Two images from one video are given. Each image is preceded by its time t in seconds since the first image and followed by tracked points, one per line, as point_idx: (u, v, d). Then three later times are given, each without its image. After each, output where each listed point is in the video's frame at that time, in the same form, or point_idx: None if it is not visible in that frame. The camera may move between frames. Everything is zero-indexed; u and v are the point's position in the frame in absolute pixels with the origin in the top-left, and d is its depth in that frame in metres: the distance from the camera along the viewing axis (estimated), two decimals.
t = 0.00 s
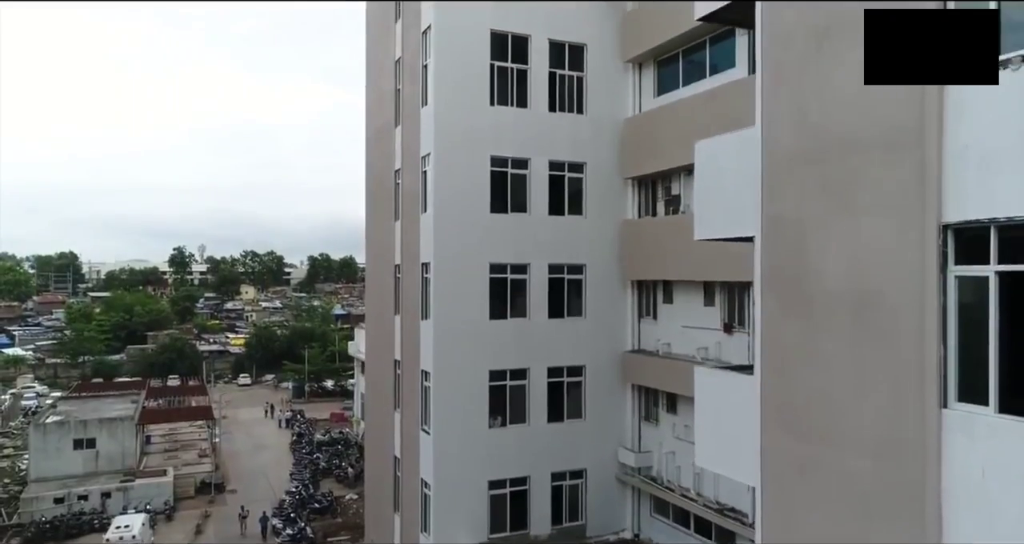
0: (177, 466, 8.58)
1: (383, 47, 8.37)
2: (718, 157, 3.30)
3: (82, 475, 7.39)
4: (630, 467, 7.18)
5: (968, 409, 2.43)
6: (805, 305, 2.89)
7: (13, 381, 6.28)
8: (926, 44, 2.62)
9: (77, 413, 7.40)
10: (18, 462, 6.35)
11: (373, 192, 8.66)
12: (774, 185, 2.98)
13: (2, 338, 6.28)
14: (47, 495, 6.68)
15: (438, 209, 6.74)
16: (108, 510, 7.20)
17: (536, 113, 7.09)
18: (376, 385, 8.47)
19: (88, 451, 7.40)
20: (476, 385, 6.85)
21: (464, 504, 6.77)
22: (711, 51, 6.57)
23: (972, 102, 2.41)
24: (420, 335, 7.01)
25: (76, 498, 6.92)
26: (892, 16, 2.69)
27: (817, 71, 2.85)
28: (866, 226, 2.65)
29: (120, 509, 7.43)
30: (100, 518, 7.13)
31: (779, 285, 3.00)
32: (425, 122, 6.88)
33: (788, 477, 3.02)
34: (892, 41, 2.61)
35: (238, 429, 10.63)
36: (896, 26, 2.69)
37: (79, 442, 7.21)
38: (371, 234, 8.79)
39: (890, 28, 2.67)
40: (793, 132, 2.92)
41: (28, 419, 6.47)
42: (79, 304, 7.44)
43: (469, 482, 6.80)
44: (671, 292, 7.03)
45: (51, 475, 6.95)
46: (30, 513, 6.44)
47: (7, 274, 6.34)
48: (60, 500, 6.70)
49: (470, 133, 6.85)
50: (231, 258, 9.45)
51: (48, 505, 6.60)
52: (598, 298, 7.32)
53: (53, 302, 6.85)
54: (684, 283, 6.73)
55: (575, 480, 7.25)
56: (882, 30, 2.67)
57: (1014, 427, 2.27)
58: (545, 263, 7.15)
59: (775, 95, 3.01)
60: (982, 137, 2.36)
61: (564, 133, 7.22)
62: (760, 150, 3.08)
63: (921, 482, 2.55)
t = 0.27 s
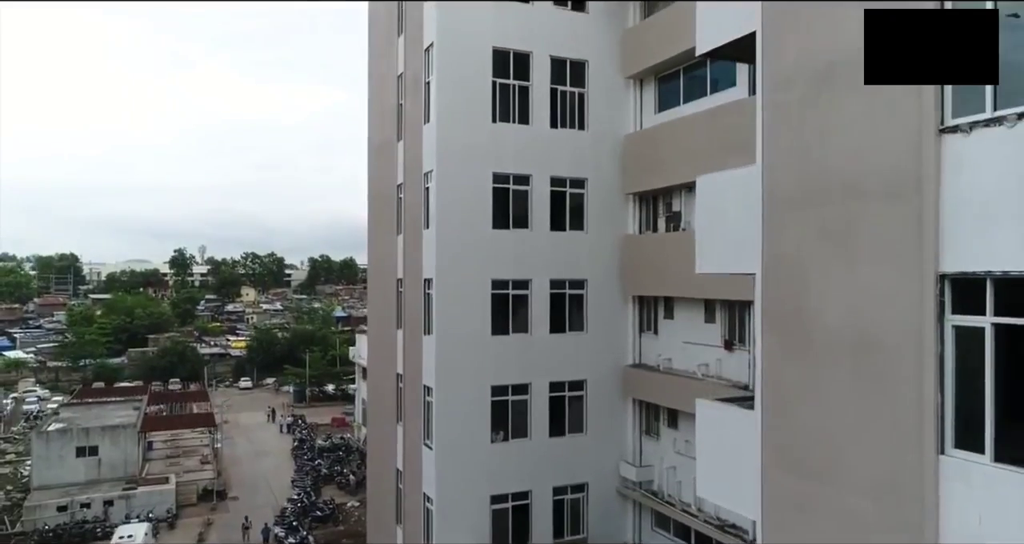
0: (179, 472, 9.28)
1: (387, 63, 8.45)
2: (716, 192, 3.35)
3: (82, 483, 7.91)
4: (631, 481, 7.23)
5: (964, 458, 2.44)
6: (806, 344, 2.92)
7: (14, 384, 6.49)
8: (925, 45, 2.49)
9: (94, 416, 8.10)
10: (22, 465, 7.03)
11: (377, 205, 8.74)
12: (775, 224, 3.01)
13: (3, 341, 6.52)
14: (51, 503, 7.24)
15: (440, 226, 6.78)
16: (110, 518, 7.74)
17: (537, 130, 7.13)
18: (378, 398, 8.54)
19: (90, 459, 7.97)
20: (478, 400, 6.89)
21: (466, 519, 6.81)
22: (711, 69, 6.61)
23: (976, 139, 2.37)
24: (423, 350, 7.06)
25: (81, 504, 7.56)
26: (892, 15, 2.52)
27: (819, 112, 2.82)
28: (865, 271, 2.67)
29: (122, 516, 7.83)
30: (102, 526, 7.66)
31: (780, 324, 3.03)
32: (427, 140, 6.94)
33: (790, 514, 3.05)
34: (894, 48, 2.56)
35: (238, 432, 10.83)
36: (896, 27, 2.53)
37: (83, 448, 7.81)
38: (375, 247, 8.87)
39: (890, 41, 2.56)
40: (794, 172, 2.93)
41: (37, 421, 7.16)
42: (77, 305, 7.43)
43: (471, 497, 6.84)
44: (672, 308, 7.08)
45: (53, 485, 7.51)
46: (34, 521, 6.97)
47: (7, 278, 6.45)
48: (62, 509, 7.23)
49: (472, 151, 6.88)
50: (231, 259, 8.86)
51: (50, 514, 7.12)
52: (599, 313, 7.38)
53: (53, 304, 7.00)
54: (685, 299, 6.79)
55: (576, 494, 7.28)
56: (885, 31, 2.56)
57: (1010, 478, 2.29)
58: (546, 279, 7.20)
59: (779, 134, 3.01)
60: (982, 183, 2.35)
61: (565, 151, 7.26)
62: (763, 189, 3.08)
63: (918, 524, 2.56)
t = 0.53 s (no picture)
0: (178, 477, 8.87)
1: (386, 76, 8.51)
2: (715, 221, 3.42)
3: (83, 489, 7.93)
4: (629, 492, 7.29)
5: (955, 491, 2.39)
6: (802, 374, 2.91)
7: (12, 389, 6.92)
8: (926, 47, 2.40)
9: (95, 423, 7.97)
10: (19, 473, 7.15)
11: (377, 217, 8.79)
12: (773, 258, 3.03)
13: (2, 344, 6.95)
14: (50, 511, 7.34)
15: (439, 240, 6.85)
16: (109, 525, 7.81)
17: (536, 144, 7.19)
18: (378, 408, 8.63)
19: (89, 464, 7.96)
20: (477, 412, 6.96)
21: (466, 530, 6.88)
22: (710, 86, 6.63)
23: (966, 184, 2.28)
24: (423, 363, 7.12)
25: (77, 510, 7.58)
26: (893, 16, 2.49)
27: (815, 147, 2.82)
28: (859, 309, 2.65)
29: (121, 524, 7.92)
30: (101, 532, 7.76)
31: (779, 354, 3.03)
32: (427, 155, 7.01)
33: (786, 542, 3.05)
34: (890, 65, 2.49)
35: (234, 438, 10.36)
36: (896, 26, 2.50)
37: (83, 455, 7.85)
38: (375, 257, 8.91)
39: (886, 63, 2.51)
40: (791, 206, 2.93)
41: (34, 424, 7.29)
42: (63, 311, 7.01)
43: (470, 508, 6.91)
44: (670, 321, 7.13)
45: (54, 489, 7.65)
46: (32, 529, 7.20)
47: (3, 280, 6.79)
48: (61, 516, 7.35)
49: (472, 165, 6.95)
50: (229, 261, 9.11)
51: (50, 521, 7.28)
52: (598, 325, 7.43)
53: (50, 306, 7.19)
54: (683, 313, 6.85)
55: (575, 504, 7.35)
56: (883, 41, 2.51)
57: (997, 512, 2.24)
58: (545, 291, 7.26)
59: (777, 168, 3.02)
60: (969, 226, 2.26)
61: (564, 164, 7.32)
62: (758, 219, 3.13)
63: None
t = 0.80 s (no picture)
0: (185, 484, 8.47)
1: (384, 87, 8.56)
2: (710, 248, 3.49)
3: (81, 495, 6.49)
4: (626, 500, 7.36)
5: (944, 519, 2.48)
6: (798, 400, 3.00)
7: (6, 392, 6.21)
8: (921, 45, 2.53)
9: (91, 428, 6.59)
10: (18, 477, 6.19)
11: (376, 226, 8.84)
12: (768, 287, 3.12)
13: None
14: (48, 514, 6.23)
15: (439, 252, 6.90)
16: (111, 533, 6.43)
17: (534, 157, 7.27)
18: (377, 415, 8.71)
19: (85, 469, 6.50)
20: (476, 423, 7.02)
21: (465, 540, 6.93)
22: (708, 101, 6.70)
23: (958, 223, 2.36)
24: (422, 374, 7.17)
25: (76, 519, 6.34)
26: (893, 16, 2.62)
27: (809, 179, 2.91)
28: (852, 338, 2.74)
29: (122, 532, 6.50)
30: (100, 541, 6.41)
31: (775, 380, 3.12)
32: (427, 168, 7.06)
33: None
34: (893, 70, 2.57)
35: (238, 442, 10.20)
36: (897, 26, 2.62)
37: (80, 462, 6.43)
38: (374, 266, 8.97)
39: (886, 70, 2.59)
40: (786, 236, 3.02)
41: (29, 427, 6.23)
42: (71, 309, 6.63)
43: (470, 518, 6.97)
44: (667, 332, 7.22)
45: (52, 498, 6.33)
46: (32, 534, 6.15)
47: None
48: (62, 522, 6.22)
49: (470, 179, 7.01)
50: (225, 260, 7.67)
51: (50, 527, 6.19)
52: (596, 336, 7.52)
53: (44, 307, 6.46)
54: (681, 324, 6.93)
55: (572, 513, 7.42)
56: (884, 41, 2.61)
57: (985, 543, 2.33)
58: (543, 302, 7.34)
59: (771, 197, 3.10)
60: (958, 263, 2.35)
61: (562, 176, 7.40)
62: (752, 246, 3.21)
63: None
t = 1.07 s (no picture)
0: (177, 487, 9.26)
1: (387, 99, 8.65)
2: (714, 272, 3.56)
3: (82, 500, 7.80)
4: (626, 509, 7.45)
5: None
6: (799, 423, 3.08)
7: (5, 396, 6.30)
8: (924, 45, 2.54)
9: (90, 433, 8.29)
10: (18, 481, 6.71)
11: (378, 236, 8.92)
12: (769, 312, 3.19)
13: None
14: (49, 521, 6.90)
15: (442, 265, 6.97)
16: (109, 533, 7.53)
17: (536, 170, 7.34)
18: (379, 424, 8.80)
19: (88, 475, 7.87)
20: (478, 433, 7.09)
21: None
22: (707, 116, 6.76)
23: (952, 260, 2.43)
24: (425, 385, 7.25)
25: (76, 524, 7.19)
26: (892, 16, 2.63)
27: (809, 209, 2.98)
28: (851, 366, 2.82)
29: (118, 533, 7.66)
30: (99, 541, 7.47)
31: (776, 403, 3.19)
32: (429, 181, 7.14)
33: None
34: (893, 71, 2.60)
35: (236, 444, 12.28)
36: (896, 26, 2.63)
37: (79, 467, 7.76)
38: (376, 276, 9.05)
39: (888, 73, 2.63)
40: (788, 263, 3.09)
41: (27, 431, 7.04)
42: (69, 312, 7.79)
43: (472, 527, 7.05)
44: (667, 343, 7.29)
45: (52, 503, 7.25)
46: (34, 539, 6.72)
47: None
48: (62, 527, 6.92)
49: (472, 192, 7.09)
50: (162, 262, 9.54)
51: (51, 532, 6.82)
52: (597, 347, 7.59)
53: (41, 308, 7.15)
54: (681, 336, 7.01)
55: (573, 521, 7.50)
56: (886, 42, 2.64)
57: None
58: (544, 313, 7.40)
59: (773, 224, 3.17)
60: (954, 299, 2.41)
61: (563, 188, 7.48)
62: (755, 272, 3.27)
63: None
